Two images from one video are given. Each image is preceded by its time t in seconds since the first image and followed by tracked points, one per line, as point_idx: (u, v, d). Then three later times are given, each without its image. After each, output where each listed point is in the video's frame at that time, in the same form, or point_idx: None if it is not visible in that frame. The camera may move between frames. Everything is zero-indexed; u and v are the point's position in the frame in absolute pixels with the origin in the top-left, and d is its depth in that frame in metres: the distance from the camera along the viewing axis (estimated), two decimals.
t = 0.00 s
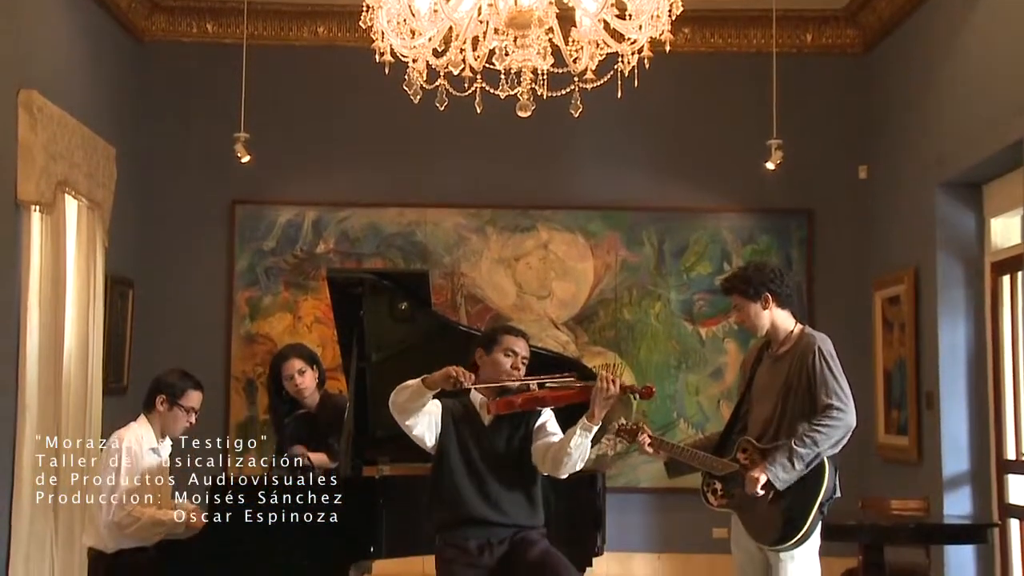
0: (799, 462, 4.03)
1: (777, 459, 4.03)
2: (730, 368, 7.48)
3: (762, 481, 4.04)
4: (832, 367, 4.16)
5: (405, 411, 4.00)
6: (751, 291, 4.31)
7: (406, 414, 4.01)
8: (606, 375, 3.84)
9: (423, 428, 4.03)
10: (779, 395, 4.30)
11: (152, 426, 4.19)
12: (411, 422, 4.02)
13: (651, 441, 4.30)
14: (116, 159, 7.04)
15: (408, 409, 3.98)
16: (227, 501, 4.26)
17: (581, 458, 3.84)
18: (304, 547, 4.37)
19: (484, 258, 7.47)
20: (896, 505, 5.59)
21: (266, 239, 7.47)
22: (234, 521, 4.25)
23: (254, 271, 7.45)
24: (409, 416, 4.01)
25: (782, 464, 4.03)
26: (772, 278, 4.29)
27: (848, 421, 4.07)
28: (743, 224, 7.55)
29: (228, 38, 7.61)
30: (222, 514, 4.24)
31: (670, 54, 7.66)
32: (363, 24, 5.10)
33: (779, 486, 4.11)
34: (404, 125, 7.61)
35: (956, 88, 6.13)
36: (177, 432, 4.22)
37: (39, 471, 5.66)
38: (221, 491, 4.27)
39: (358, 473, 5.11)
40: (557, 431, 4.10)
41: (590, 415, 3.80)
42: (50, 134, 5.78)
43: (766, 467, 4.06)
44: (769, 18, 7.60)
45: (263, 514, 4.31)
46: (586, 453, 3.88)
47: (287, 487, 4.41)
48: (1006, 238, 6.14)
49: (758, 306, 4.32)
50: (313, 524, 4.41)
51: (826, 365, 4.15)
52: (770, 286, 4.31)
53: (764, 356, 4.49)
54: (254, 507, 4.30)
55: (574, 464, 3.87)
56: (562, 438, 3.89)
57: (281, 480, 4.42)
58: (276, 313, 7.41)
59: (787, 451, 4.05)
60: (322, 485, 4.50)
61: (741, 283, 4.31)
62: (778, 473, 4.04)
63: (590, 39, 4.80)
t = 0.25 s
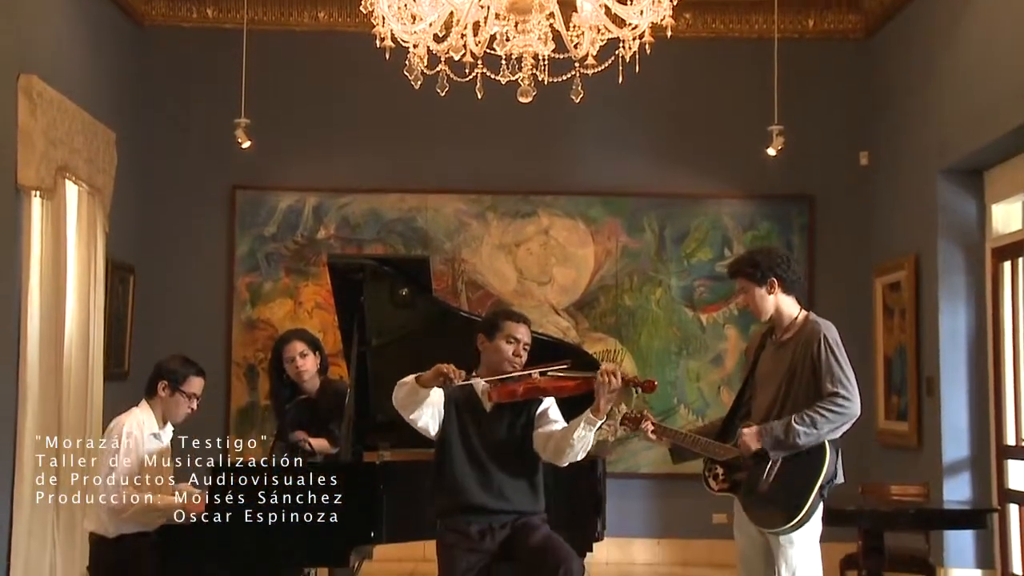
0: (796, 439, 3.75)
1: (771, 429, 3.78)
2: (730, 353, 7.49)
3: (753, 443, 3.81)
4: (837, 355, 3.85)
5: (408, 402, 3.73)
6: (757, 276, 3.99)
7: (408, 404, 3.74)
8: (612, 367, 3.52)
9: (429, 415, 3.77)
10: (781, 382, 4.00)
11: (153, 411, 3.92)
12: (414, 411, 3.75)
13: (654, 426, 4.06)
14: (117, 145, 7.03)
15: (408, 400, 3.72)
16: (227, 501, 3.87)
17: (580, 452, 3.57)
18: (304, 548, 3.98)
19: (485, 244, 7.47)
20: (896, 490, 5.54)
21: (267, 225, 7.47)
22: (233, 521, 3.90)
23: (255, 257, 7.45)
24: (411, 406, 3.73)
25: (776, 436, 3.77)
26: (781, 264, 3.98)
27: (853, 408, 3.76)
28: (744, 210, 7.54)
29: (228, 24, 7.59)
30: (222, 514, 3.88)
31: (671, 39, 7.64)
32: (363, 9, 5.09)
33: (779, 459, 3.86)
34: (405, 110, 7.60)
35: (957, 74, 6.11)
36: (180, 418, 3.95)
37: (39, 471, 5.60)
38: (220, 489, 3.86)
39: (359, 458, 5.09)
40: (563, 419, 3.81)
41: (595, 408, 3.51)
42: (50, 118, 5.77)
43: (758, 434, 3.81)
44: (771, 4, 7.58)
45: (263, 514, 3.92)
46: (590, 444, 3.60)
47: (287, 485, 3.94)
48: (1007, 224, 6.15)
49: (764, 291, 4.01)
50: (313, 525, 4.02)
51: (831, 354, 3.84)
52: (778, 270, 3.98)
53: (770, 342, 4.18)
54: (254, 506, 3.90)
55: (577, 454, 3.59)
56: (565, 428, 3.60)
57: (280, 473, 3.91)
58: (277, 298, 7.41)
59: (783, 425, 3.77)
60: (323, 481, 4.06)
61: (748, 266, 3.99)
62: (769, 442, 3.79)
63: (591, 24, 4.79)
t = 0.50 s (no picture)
0: (800, 428, 3.62)
1: (774, 422, 3.64)
2: (731, 339, 7.49)
3: (761, 445, 3.64)
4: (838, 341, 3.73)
5: (411, 392, 3.56)
6: (764, 260, 3.84)
7: (411, 394, 3.56)
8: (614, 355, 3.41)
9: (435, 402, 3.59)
10: (781, 369, 3.86)
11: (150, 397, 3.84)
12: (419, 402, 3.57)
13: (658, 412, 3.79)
14: (116, 129, 7.02)
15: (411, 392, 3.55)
16: (227, 500, 3.74)
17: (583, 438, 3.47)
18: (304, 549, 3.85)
19: (486, 229, 7.46)
20: (895, 474, 5.53)
21: (267, 210, 7.46)
22: (233, 522, 3.75)
23: (255, 242, 7.45)
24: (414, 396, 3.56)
25: (780, 428, 3.63)
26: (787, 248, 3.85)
27: (853, 391, 3.66)
28: (745, 195, 7.54)
29: (228, 7, 7.57)
30: (222, 514, 3.73)
31: (672, 24, 7.62)
32: None
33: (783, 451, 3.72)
34: (405, 95, 7.58)
35: (958, 58, 6.10)
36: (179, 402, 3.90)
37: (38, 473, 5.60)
38: (220, 489, 3.73)
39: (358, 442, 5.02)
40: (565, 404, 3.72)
41: (595, 396, 3.41)
42: (50, 102, 5.76)
43: (764, 430, 3.65)
44: None
45: (263, 514, 3.78)
46: (591, 432, 3.52)
47: (287, 485, 3.86)
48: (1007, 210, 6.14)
49: (769, 275, 3.86)
50: (314, 525, 3.91)
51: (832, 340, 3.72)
52: (785, 256, 3.86)
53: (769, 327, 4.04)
54: (254, 506, 3.77)
55: (578, 441, 3.51)
56: (566, 415, 3.52)
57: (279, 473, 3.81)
58: (277, 283, 7.41)
59: (786, 415, 3.64)
60: (323, 481, 3.95)
61: (754, 249, 3.84)
62: (776, 438, 3.63)
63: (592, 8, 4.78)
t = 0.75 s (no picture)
0: (794, 411, 3.45)
1: (768, 400, 3.48)
2: (731, 322, 7.49)
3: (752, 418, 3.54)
4: (838, 326, 3.55)
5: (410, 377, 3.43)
6: (767, 243, 3.62)
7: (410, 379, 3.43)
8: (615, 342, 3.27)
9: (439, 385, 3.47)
10: (781, 354, 3.68)
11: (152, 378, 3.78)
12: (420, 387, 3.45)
13: (656, 396, 3.61)
14: (116, 112, 7.02)
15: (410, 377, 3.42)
16: (227, 500, 3.53)
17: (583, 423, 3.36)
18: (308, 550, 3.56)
19: (486, 213, 7.45)
20: (895, 458, 5.52)
21: (267, 193, 7.46)
22: (233, 522, 3.53)
23: (255, 225, 7.44)
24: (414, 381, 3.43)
25: (774, 409, 3.48)
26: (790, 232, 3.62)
27: (852, 377, 3.47)
28: (746, 178, 7.53)
29: None
30: (222, 514, 3.54)
31: (673, 7, 7.60)
32: None
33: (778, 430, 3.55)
34: (405, 78, 7.57)
35: (958, 42, 6.09)
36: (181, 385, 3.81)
37: (39, 470, 5.67)
38: (220, 489, 3.54)
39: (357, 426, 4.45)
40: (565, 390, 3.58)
41: (594, 383, 3.28)
42: (49, 85, 5.76)
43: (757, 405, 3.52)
44: None
45: (264, 515, 3.53)
46: (591, 418, 3.41)
47: (288, 485, 3.57)
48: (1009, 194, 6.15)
49: (771, 259, 3.65)
50: (316, 528, 3.57)
51: (832, 325, 3.53)
52: (789, 239, 3.63)
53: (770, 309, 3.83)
54: (254, 506, 3.53)
55: (578, 427, 3.39)
56: (566, 401, 3.39)
57: (281, 471, 3.56)
58: (277, 267, 7.41)
59: (781, 396, 3.48)
60: (324, 480, 3.60)
61: (758, 233, 3.62)
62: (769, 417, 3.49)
63: None
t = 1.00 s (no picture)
0: (792, 393, 3.43)
1: (766, 384, 3.46)
2: (731, 306, 7.49)
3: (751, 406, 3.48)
4: (836, 309, 3.54)
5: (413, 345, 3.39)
6: (769, 226, 3.62)
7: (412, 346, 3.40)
8: (616, 330, 3.24)
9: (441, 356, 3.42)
10: (780, 337, 3.66)
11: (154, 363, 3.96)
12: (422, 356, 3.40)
13: (655, 379, 3.58)
14: (116, 96, 7.01)
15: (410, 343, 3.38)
16: (227, 500, 3.48)
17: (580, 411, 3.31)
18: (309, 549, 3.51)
19: (486, 196, 7.44)
20: (895, 441, 5.52)
21: (267, 177, 7.45)
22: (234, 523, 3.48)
23: (255, 208, 7.44)
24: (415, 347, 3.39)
25: (773, 392, 3.45)
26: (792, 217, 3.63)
27: (849, 360, 3.47)
28: (747, 161, 7.52)
29: None
30: (222, 515, 3.48)
31: None
32: None
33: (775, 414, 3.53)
34: (405, 61, 7.55)
35: (959, 24, 6.07)
36: (181, 368, 3.96)
37: (39, 470, 5.68)
38: (220, 489, 3.49)
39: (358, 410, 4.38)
40: (564, 375, 3.53)
41: (593, 368, 3.24)
42: (49, 67, 5.76)
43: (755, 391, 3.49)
44: None
45: (264, 514, 3.47)
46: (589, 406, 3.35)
47: (288, 485, 3.50)
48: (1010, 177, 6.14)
49: (772, 242, 3.64)
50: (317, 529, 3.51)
51: (830, 308, 3.52)
52: (791, 223, 3.63)
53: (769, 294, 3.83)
54: (254, 506, 3.47)
55: (577, 415, 3.34)
56: (566, 387, 3.34)
57: (281, 471, 3.50)
58: (277, 251, 7.41)
59: (779, 379, 3.46)
60: (325, 480, 3.53)
61: (760, 215, 3.62)
62: (768, 400, 3.46)
63: None
